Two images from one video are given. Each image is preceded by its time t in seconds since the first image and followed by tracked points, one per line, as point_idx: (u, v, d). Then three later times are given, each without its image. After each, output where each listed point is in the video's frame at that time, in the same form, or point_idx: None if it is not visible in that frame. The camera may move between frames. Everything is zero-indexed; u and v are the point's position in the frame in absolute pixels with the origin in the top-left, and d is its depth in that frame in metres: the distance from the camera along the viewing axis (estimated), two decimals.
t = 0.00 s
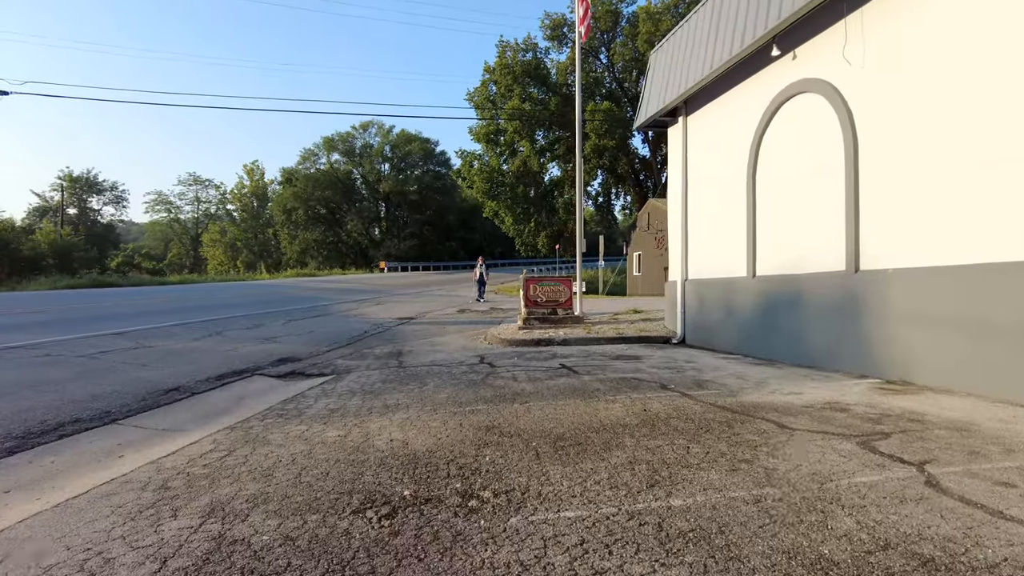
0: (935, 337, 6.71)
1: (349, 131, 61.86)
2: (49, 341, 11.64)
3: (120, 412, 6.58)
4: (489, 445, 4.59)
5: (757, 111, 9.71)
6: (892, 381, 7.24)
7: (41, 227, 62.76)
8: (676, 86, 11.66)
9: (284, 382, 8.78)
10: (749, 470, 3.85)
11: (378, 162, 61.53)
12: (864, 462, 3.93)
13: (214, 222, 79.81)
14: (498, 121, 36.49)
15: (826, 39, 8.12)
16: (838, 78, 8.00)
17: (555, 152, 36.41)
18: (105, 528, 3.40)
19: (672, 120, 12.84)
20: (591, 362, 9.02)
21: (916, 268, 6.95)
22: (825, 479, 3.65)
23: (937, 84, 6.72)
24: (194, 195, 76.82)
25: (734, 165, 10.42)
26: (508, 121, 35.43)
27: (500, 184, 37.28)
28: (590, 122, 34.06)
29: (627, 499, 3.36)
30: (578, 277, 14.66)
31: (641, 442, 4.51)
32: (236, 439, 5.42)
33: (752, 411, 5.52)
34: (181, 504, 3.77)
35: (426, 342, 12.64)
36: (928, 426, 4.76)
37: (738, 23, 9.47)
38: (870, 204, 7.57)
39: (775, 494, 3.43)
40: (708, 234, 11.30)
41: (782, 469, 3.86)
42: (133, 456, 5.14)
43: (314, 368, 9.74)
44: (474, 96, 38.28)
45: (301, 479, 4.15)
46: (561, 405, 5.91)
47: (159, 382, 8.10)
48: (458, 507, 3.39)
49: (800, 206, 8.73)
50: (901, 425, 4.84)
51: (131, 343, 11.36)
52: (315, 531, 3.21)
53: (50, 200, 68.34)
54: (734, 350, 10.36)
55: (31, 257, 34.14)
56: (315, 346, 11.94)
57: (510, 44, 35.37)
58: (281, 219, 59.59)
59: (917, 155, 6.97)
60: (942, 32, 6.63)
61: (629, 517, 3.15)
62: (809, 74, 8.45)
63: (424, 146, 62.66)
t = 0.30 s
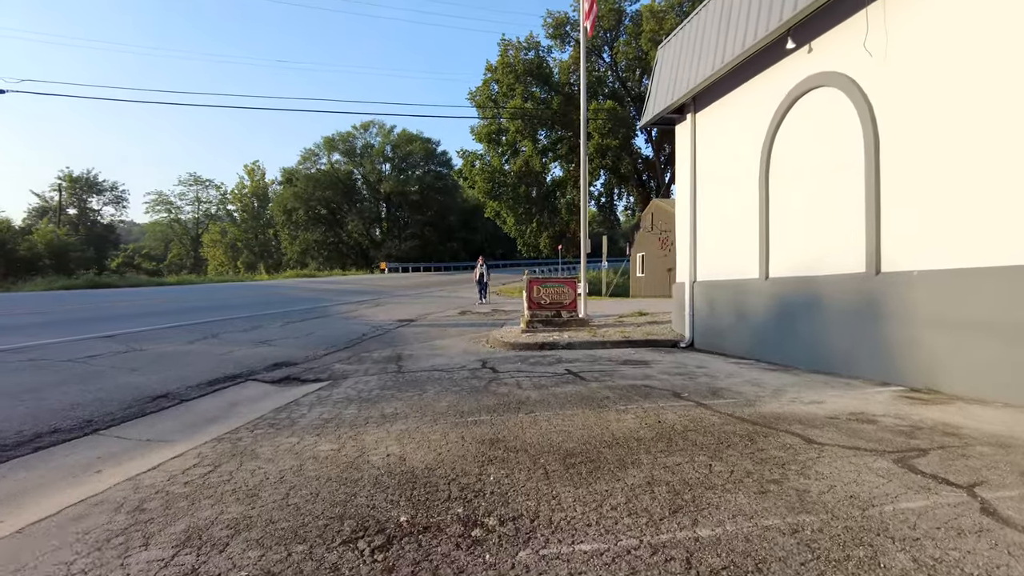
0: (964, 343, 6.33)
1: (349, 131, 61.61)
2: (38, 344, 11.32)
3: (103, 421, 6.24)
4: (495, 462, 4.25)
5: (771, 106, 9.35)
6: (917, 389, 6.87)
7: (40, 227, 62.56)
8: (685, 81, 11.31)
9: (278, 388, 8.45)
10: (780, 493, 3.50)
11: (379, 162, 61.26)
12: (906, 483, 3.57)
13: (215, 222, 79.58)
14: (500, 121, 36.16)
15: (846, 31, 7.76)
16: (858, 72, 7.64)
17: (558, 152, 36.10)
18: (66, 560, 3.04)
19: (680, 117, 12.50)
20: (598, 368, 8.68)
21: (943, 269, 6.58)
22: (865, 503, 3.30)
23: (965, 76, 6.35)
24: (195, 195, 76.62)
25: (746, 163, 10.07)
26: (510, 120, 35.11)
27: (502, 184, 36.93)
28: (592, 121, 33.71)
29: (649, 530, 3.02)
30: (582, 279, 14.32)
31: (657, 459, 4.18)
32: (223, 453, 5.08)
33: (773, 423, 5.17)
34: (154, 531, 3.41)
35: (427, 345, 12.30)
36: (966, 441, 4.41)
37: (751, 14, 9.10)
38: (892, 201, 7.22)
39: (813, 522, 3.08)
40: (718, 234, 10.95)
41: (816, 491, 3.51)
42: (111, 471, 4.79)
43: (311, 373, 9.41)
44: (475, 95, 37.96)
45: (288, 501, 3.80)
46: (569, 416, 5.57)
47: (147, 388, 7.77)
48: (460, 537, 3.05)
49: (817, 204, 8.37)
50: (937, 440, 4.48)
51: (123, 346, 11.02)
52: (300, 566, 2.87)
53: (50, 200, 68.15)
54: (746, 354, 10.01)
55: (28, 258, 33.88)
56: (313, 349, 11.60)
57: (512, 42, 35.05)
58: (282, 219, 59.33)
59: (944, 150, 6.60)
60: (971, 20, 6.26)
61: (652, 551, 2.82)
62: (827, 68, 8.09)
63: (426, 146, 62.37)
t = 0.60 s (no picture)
0: (994, 342, 5.93)
1: (349, 130, 61.27)
2: (21, 343, 10.92)
3: (77, 425, 5.85)
4: (493, 473, 3.87)
5: (784, 95, 8.95)
6: (943, 391, 6.47)
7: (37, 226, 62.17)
8: (693, 70, 10.90)
9: (268, 390, 8.05)
10: (814, 510, 3.11)
11: (379, 161, 60.92)
12: (957, 498, 3.16)
13: (215, 222, 79.18)
14: (500, 118, 35.77)
15: (865, 13, 7.36)
16: (878, 56, 7.24)
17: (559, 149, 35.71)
18: None
19: (687, 109, 12.10)
20: (603, 368, 8.27)
21: (972, 263, 6.15)
22: (914, 522, 2.89)
23: (997, 55, 5.91)
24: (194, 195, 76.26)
25: (757, 155, 9.68)
26: (510, 117, 34.73)
27: (503, 183, 36.53)
28: (595, 117, 33.34)
29: (669, 556, 2.64)
30: (585, 277, 13.92)
31: (673, 469, 3.80)
32: (200, 460, 4.67)
33: (796, 428, 4.77)
34: (107, 552, 3.01)
35: (425, 344, 11.90)
36: (1013, 448, 3.99)
37: None
38: (913, 190, 6.83)
39: (857, 544, 2.69)
40: (727, 229, 10.56)
41: (855, 507, 3.12)
42: (76, 480, 4.40)
43: (303, 374, 9.01)
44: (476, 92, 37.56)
45: (264, 516, 3.42)
46: (574, 419, 5.19)
47: (128, 390, 7.37)
48: (453, 564, 2.67)
49: (834, 196, 7.97)
50: (978, 447, 4.07)
51: (109, 346, 10.62)
52: None
53: (48, 199, 67.77)
54: (756, 353, 9.62)
55: (22, 257, 33.50)
56: (307, 348, 11.20)
57: (513, 38, 34.65)
58: (281, 219, 58.98)
59: (973, 136, 6.17)
60: None
61: None
62: (845, 52, 7.70)
63: (426, 144, 61.98)
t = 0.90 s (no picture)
0: None
1: (349, 128, 60.93)
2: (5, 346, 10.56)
3: (48, 436, 5.49)
4: (490, 497, 3.50)
5: (796, 88, 8.57)
6: (969, 399, 6.08)
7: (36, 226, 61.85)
8: (700, 63, 10.52)
9: (256, 396, 7.68)
10: (854, 545, 2.73)
11: (379, 160, 60.58)
12: (1014, 531, 2.78)
13: (214, 221, 78.84)
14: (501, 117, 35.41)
15: None
16: (898, 44, 6.85)
17: (560, 148, 35.33)
18: None
19: (693, 104, 11.72)
20: (608, 373, 7.90)
21: (1001, 264, 5.76)
22: (971, 563, 2.51)
23: None
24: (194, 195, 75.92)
25: (767, 151, 9.30)
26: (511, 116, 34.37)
27: (503, 182, 36.23)
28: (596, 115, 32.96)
29: None
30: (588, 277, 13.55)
31: (689, 493, 3.44)
32: (172, 476, 4.30)
33: (819, 443, 4.39)
34: None
35: (422, 347, 11.54)
36: None
37: None
38: (936, 186, 6.45)
39: None
40: (734, 228, 10.18)
41: (900, 542, 2.74)
42: (36, 500, 4.03)
43: (295, 379, 8.65)
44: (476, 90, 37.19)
45: (231, 548, 3.04)
46: (578, 432, 4.83)
47: (108, 397, 7.00)
48: None
49: (851, 194, 7.58)
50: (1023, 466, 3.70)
51: (94, 349, 10.26)
52: None
53: (47, 199, 67.42)
54: (766, 358, 9.26)
55: (17, 258, 33.17)
56: (300, 352, 10.83)
57: (514, 36, 34.26)
58: (280, 219, 58.65)
59: (1003, 127, 5.77)
60: None
61: None
62: (862, 41, 7.31)
63: (426, 143, 61.61)
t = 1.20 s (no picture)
0: None
1: (349, 128, 60.60)
2: None
3: (16, 447, 5.13)
4: (485, 520, 3.15)
5: (809, 78, 8.20)
6: (1000, 406, 5.71)
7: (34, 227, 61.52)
8: (706, 54, 10.16)
9: (243, 402, 7.33)
10: None
11: (379, 160, 60.28)
12: None
13: (214, 221, 78.49)
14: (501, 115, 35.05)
15: None
16: (919, 30, 6.48)
17: (561, 147, 34.95)
18: None
19: (698, 97, 11.37)
20: (612, 377, 7.54)
21: None
22: None
23: None
24: (194, 195, 75.57)
25: (777, 144, 8.93)
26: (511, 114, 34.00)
27: (503, 181, 35.90)
28: (598, 113, 32.59)
29: None
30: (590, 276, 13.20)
31: (707, 516, 3.08)
32: (141, 490, 3.95)
33: (845, 455, 4.02)
34: None
35: (420, 349, 11.18)
36: None
37: None
38: (961, 179, 6.08)
39: None
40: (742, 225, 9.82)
41: None
42: None
43: (285, 383, 8.29)
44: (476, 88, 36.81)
45: None
46: (583, 442, 4.47)
47: (85, 403, 6.63)
48: None
49: (868, 190, 7.21)
50: None
51: (80, 351, 9.89)
52: None
53: (46, 199, 67.05)
54: (777, 361, 8.90)
55: (11, 258, 32.83)
56: (293, 354, 10.48)
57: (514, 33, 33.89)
58: (280, 219, 58.33)
59: None
60: None
61: None
62: (881, 27, 6.94)
63: (426, 142, 61.26)
